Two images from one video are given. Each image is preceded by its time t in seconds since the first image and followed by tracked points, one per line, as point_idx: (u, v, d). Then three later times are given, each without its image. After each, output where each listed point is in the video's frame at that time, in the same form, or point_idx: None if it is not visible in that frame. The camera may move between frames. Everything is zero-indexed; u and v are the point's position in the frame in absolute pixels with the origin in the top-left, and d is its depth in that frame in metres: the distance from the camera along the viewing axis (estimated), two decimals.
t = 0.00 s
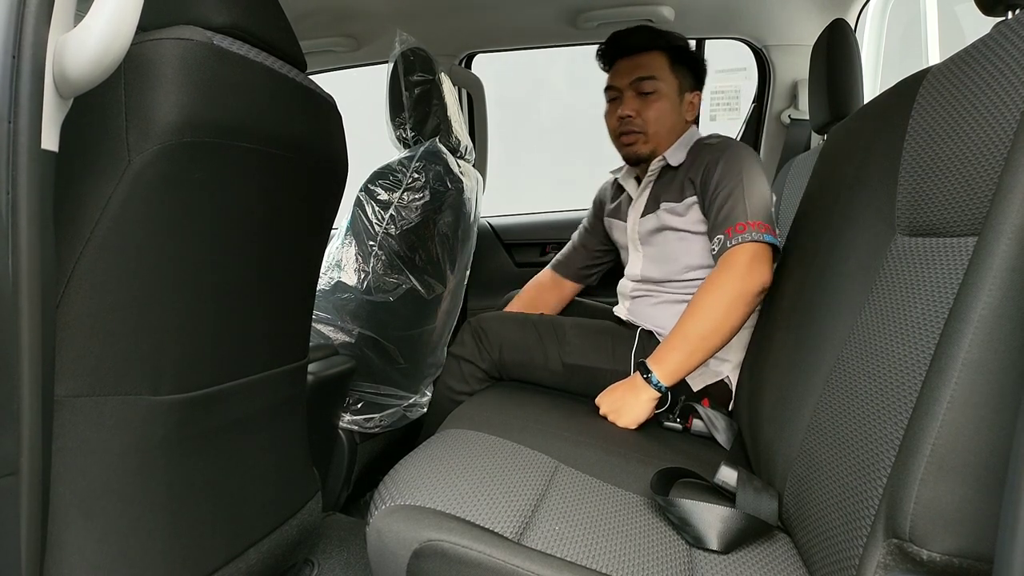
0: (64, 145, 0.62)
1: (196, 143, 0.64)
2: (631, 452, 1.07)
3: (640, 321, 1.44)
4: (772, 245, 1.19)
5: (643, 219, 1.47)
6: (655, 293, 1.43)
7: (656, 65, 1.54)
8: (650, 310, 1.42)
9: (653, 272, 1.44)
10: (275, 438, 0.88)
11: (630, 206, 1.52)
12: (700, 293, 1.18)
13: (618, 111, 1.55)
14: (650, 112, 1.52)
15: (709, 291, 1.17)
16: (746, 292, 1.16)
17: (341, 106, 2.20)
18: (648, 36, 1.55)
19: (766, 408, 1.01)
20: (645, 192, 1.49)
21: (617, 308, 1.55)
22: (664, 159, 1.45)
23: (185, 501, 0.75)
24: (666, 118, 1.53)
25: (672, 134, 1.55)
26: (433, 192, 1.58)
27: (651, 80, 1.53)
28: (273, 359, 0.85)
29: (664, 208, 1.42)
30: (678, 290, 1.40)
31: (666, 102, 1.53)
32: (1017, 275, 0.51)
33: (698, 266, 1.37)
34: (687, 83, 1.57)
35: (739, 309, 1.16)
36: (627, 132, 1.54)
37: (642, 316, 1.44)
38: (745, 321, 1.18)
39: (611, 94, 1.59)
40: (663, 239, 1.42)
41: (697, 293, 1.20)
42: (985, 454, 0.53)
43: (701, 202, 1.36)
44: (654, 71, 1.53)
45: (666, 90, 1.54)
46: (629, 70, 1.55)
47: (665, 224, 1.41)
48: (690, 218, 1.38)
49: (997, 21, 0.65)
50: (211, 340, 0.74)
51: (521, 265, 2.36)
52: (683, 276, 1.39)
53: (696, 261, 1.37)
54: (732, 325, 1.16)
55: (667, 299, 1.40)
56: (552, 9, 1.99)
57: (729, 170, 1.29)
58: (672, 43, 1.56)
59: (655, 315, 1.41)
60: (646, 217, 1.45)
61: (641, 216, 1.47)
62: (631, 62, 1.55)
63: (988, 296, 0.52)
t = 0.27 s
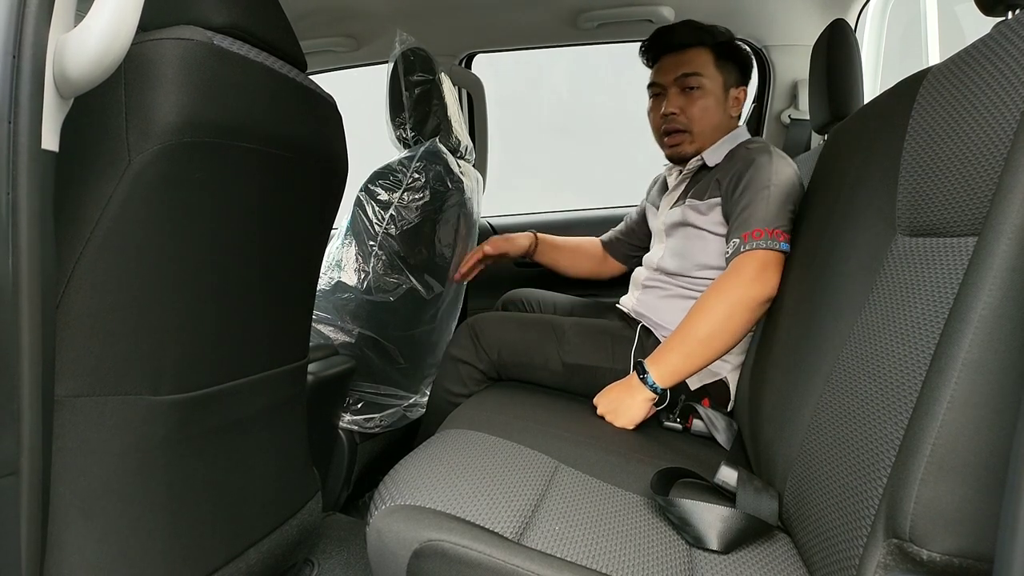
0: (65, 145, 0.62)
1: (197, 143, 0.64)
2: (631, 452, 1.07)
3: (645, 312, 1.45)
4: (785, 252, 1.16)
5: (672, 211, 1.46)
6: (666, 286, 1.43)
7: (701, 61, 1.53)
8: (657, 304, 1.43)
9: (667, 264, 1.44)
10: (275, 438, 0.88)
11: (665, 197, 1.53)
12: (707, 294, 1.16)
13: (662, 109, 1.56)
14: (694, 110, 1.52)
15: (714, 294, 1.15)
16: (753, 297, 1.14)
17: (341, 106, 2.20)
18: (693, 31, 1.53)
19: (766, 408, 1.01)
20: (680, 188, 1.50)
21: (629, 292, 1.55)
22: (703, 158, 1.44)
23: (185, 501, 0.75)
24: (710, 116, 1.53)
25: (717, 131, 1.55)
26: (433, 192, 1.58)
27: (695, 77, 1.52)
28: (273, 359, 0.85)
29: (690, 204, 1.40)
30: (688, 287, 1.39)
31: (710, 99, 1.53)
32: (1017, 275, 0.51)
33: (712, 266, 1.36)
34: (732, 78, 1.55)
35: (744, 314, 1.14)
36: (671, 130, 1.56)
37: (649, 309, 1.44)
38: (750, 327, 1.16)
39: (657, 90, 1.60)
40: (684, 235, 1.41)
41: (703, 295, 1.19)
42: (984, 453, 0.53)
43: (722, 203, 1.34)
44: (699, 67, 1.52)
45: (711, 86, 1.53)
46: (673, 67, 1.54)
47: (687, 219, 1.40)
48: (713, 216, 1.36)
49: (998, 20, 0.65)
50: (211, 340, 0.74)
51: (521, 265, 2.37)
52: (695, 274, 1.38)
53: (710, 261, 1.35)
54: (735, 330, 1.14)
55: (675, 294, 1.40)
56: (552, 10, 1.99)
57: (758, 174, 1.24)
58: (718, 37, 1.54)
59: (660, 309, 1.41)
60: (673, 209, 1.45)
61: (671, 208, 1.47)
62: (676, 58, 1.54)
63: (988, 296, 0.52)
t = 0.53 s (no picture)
0: (65, 145, 0.63)
1: (197, 143, 0.64)
2: (631, 452, 1.07)
3: (643, 310, 1.45)
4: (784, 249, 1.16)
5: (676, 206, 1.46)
6: (666, 282, 1.43)
7: (724, 57, 1.53)
8: (655, 302, 1.43)
9: (668, 257, 1.43)
10: (275, 438, 0.88)
11: (673, 191, 1.52)
12: (707, 295, 1.17)
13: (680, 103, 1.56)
14: (714, 106, 1.52)
15: (714, 294, 1.15)
16: (752, 296, 1.14)
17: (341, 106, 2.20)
18: (718, 26, 1.54)
19: (766, 408, 1.01)
20: (687, 183, 1.49)
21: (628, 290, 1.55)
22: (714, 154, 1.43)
23: (185, 501, 0.75)
24: (729, 113, 1.53)
25: (734, 128, 1.55)
26: (433, 192, 1.58)
27: (716, 73, 1.53)
28: (273, 359, 0.85)
29: (696, 197, 1.40)
30: (687, 284, 1.39)
31: (730, 96, 1.53)
32: (1017, 275, 0.51)
33: (713, 262, 1.36)
34: (752, 77, 1.56)
35: (743, 314, 1.15)
36: (688, 124, 1.55)
37: (647, 307, 1.44)
38: (750, 327, 1.16)
39: (676, 84, 1.60)
40: (687, 229, 1.41)
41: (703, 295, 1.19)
42: (984, 454, 0.53)
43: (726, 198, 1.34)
44: (721, 63, 1.53)
45: (731, 84, 1.53)
46: (695, 62, 1.54)
47: (691, 214, 1.40)
48: (716, 211, 1.36)
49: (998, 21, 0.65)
50: (211, 340, 0.74)
51: (521, 265, 2.37)
52: (696, 269, 1.38)
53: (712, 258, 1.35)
54: (735, 330, 1.15)
55: (674, 291, 1.40)
56: (551, 9, 1.98)
57: (762, 171, 1.23)
58: (742, 35, 1.54)
59: (660, 307, 1.42)
60: (678, 205, 1.44)
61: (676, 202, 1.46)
62: (699, 53, 1.54)
63: (988, 296, 0.52)
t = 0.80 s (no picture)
0: (65, 146, 0.62)
1: (197, 143, 0.64)
2: (631, 452, 1.07)
3: (643, 310, 1.45)
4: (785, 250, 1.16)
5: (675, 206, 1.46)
6: (666, 283, 1.43)
7: (726, 54, 1.53)
8: (655, 302, 1.42)
9: (666, 258, 1.43)
10: (275, 438, 0.88)
11: (670, 189, 1.52)
12: (707, 295, 1.17)
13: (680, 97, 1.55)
14: (713, 102, 1.52)
15: (714, 295, 1.15)
16: (752, 297, 1.14)
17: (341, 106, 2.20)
18: (722, 23, 1.54)
19: (767, 408, 1.01)
20: (684, 181, 1.49)
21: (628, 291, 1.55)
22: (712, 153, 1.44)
23: (185, 501, 0.75)
24: (728, 110, 1.53)
25: (731, 126, 1.55)
26: (433, 192, 1.58)
27: (718, 69, 1.52)
28: (273, 359, 0.85)
29: (696, 197, 1.40)
30: (687, 285, 1.39)
31: (730, 93, 1.53)
32: (1018, 275, 0.51)
33: (713, 263, 1.36)
34: (753, 77, 1.56)
35: (744, 315, 1.15)
36: (686, 118, 1.55)
37: (646, 308, 1.44)
38: (750, 329, 1.16)
39: (677, 79, 1.59)
40: (686, 230, 1.41)
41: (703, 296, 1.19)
42: (984, 454, 0.53)
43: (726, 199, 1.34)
44: (723, 60, 1.53)
45: (732, 81, 1.53)
46: (697, 57, 1.54)
47: (691, 214, 1.40)
48: (716, 212, 1.36)
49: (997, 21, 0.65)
50: (211, 340, 0.74)
51: (521, 265, 2.37)
52: (695, 270, 1.38)
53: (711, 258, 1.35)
54: (735, 331, 1.15)
55: (673, 292, 1.40)
56: (552, 9, 1.98)
57: (764, 171, 1.24)
58: (745, 34, 1.54)
59: (659, 307, 1.41)
60: (677, 205, 1.45)
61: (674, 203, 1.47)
62: (701, 48, 1.54)
63: (988, 296, 0.52)
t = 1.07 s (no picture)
0: (65, 146, 0.63)
1: (197, 143, 0.64)
2: (631, 452, 1.07)
3: (643, 311, 1.45)
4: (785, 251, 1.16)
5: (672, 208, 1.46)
6: (665, 284, 1.43)
7: (722, 56, 1.53)
8: (654, 303, 1.42)
9: (665, 259, 1.43)
10: (275, 438, 0.88)
11: (668, 192, 1.53)
12: (708, 297, 1.17)
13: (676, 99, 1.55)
14: (710, 104, 1.52)
15: (715, 296, 1.16)
16: (753, 299, 1.14)
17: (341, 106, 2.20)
18: (719, 25, 1.54)
19: (767, 407, 1.01)
20: (682, 184, 1.49)
21: (628, 292, 1.55)
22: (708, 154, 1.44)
23: (185, 501, 0.75)
24: (724, 112, 1.53)
25: (728, 129, 1.55)
26: (433, 192, 1.58)
27: (714, 71, 1.53)
28: (273, 359, 0.85)
29: (692, 199, 1.40)
30: (686, 286, 1.39)
31: (726, 96, 1.53)
32: (1017, 275, 0.51)
33: (712, 263, 1.36)
34: (750, 79, 1.56)
35: (744, 317, 1.15)
36: (682, 121, 1.55)
37: (646, 309, 1.44)
38: (750, 331, 1.16)
39: (673, 80, 1.59)
40: (683, 231, 1.41)
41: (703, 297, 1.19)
42: (983, 454, 0.53)
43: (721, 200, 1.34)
44: (720, 62, 1.53)
45: (729, 83, 1.53)
46: (694, 58, 1.54)
47: (687, 216, 1.40)
48: (713, 213, 1.36)
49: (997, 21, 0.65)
50: (211, 340, 0.74)
51: (521, 265, 2.37)
52: (693, 271, 1.38)
53: (709, 259, 1.35)
54: (735, 332, 1.15)
55: (672, 293, 1.40)
56: (552, 10, 1.98)
57: (759, 172, 1.24)
58: (742, 36, 1.55)
59: (659, 308, 1.41)
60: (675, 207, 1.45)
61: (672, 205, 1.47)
62: (698, 50, 1.54)
63: (988, 296, 0.52)
